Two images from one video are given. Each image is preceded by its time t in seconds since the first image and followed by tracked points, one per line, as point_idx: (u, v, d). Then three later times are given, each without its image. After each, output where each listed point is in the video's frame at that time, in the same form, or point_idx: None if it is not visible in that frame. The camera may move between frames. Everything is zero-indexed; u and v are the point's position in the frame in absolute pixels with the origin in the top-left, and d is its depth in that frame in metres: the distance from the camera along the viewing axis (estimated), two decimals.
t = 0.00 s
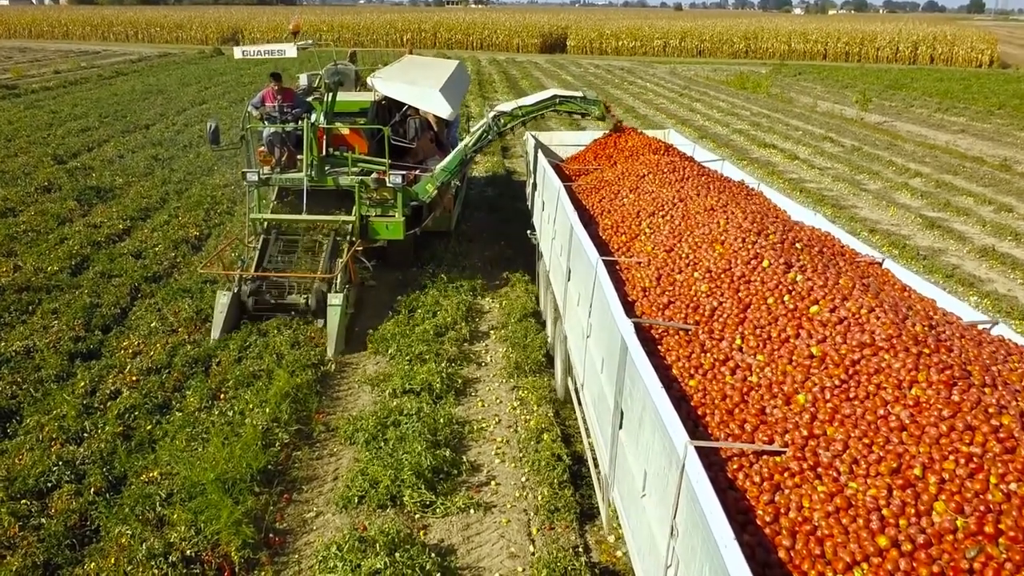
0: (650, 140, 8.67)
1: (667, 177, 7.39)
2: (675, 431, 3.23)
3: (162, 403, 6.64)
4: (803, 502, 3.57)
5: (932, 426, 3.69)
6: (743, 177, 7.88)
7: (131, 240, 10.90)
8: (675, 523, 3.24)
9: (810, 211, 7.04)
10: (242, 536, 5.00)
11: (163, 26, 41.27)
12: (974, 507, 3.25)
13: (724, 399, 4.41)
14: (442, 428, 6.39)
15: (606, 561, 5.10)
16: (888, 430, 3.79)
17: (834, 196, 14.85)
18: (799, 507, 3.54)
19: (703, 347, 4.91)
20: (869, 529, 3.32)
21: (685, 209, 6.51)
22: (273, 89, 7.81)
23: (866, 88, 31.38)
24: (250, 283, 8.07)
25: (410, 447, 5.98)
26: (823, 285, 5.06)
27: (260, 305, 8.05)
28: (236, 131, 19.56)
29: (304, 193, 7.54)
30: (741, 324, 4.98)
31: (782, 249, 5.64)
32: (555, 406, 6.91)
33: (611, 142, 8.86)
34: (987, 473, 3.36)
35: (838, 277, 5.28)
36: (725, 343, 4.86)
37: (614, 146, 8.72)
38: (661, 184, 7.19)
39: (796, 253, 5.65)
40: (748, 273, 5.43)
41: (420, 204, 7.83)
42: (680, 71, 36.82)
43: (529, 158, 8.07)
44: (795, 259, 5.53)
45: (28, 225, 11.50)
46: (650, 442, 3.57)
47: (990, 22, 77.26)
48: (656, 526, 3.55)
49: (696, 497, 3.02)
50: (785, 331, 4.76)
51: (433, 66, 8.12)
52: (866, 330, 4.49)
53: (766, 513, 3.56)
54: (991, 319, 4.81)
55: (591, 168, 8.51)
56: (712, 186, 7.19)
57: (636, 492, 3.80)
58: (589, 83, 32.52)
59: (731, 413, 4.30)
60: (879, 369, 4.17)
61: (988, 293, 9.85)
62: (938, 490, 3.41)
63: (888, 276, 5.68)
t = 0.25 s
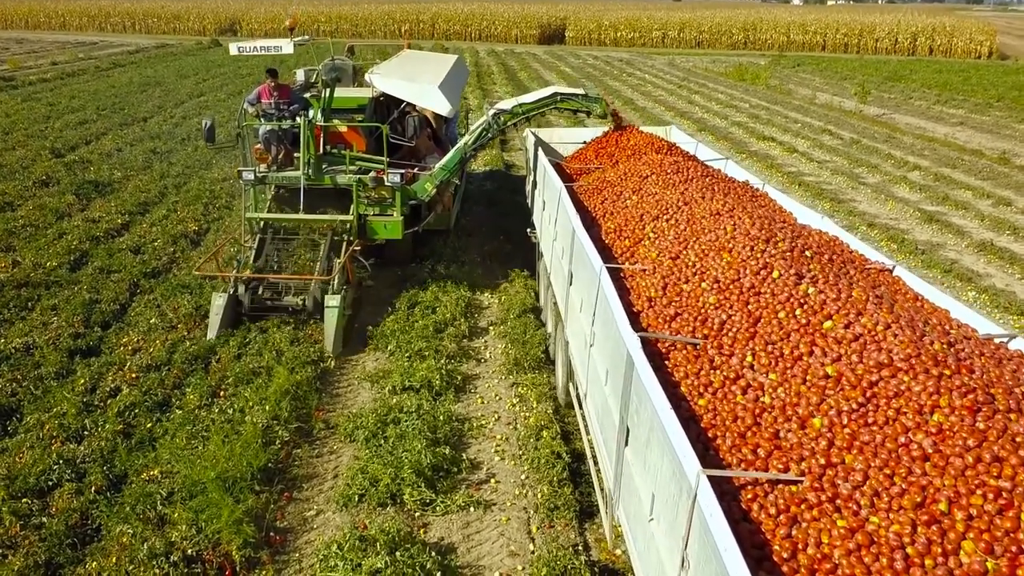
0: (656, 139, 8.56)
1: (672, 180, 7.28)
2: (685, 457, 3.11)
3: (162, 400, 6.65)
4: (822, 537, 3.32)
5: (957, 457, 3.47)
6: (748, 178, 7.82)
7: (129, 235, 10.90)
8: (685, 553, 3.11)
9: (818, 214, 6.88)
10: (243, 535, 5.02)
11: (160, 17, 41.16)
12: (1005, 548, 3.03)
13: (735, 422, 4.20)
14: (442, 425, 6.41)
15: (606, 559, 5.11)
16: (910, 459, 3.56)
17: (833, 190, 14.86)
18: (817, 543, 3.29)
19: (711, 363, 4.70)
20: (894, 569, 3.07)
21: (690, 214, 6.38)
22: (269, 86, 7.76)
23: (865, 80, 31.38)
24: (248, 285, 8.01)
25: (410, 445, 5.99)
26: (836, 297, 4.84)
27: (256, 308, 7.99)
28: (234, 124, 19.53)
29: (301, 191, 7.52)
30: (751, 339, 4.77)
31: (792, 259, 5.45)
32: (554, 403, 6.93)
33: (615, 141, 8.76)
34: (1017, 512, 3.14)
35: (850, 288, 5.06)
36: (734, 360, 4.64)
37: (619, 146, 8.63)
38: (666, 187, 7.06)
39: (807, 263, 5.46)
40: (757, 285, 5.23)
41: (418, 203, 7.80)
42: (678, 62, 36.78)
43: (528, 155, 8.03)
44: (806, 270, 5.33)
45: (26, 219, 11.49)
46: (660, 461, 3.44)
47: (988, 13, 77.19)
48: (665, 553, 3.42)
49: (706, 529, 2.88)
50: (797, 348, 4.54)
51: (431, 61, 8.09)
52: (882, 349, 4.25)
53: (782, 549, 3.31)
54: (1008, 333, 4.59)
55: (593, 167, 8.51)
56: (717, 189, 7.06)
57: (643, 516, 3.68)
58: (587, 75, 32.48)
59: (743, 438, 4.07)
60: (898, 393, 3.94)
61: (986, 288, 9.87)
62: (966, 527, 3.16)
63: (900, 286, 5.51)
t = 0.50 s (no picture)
0: (658, 141, 8.53)
1: (674, 185, 7.24)
2: (691, 483, 3.07)
3: (163, 400, 6.68)
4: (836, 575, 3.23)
5: (975, 489, 3.38)
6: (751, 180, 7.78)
7: (128, 233, 10.90)
8: None
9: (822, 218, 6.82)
10: (244, 535, 5.05)
11: (158, 11, 41.06)
12: None
13: (743, 446, 4.13)
14: (442, 425, 6.44)
15: (605, 559, 5.15)
16: (926, 490, 3.49)
17: (831, 185, 14.87)
18: None
19: (717, 382, 4.64)
20: None
21: (694, 222, 6.33)
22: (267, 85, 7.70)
23: (863, 74, 31.36)
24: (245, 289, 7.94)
25: (410, 446, 6.02)
26: (845, 313, 4.78)
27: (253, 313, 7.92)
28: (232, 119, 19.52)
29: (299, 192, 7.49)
30: (758, 357, 4.73)
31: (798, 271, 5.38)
32: (554, 402, 6.96)
33: (617, 144, 8.73)
34: None
35: (859, 300, 5.00)
36: (741, 379, 4.59)
37: (621, 149, 8.60)
38: (668, 193, 7.01)
39: (814, 276, 5.40)
40: (763, 299, 5.17)
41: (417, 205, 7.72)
42: (677, 56, 36.74)
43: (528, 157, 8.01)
44: (813, 283, 5.26)
45: (25, 217, 11.50)
46: (665, 487, 3.40)
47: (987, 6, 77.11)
48: None
49: (714, 560, 2.84)
50: (806, 368, 4.49)
51: (429, 60, 8.09)
52: (894, 370, 4.18)
53: None
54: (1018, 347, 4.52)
55: (594, 169, 8.50)
56: (720, 194, 7.01)
57: (648, 539, 3.64)
58: (586, 69, 32.44)
59: (752, 462, 4.01)
60: (911, 419, 3.87)
61: (984, 285, 9.89)
62: (986, 566, 3.06)
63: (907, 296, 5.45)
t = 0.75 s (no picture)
0: (661, 142, 8.47)
1: (677, 189, 7.18)
2: (695, 510, 3.02)
3: (164, 398, 6.72)
4: None
5: (989, 524, 3.24)
6: (754, 182, 7.74)
7: (127, 229, 10.93)
8: None
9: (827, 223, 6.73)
10: (245, 534, 5.09)
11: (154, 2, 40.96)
12: None
13: (748, 472, 4.03)
14: (441, 422, 6.48)
15: (602, 558, 5.21)
16: (939, 524, 3.35)
17: (829, 179, 14.90)
18: None
19: (722, 404, 4.54)
20: None
21: (697, 232, 6.23)
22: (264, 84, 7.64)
23: (862, 66, 31.36)
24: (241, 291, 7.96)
25: (410, 444, 6.06)
26: (853, 331, 4.66)
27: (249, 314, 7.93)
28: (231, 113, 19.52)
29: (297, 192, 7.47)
30: (764, 377, 4.61)
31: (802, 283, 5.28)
32: (552, 399, 7.00)
33: (619, 146, 8.68)
34: None
35: (867, 317, 4.88)
36: (747, 401, 4.48)
37: (623, 150, 8.54)
38: (670, 198, 6.94)
39: (819, 288, 5.29)
40: (768, 314, 5.07)
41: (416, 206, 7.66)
42: (676, 47, 36.71)
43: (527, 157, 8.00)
44: (818, 296, 5.16)
45: (25, 212, 11.52)
46: (668, 513, 3.34)
47: None
48: None
49: None
50: (813, 390, 4.36)
51: (425, 59, 8.07)
52: (904, 394, 4.05)
53: None
54: None
55: (595, 170, 8.51)
56: (721, 199, 6.94)
57: (652, 563, 3.60)
58: (584, 60, 32.41)
59: (758, 491, 3.90)
60: (923, 446, 3.74)
61: (981, 281, 9.93)
62: None
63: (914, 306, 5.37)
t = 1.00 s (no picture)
0: (662, 148, 8.42)
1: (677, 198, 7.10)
2: (694, 539, 2.92)
3: (164, 398, 6.78)
4: None
5: (1001, 566, 3.11)
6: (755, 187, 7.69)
7: (127, 226, 10.97)
8: None
9: (830, 232, 6.62)
10: (246, 536, 5.15)
11: None
12: None
13: (751, 501, 3.89)
14: (439, 422, 6.54)
15: (598, 558, 5.27)
16: (948, 564, 3.20)
17: (826, 175, 14.94)
18: None
19: (724, 426, 4.40)
20: None
21: (698, 244, 6.12)
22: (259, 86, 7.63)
23: (860, 59, 31.38)
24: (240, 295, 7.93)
25: (408, 445, 6.11)
26: (857, 350, 4.52)
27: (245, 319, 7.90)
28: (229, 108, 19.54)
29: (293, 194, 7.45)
30: (766, 398, 4.46)
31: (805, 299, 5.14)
32: (550, 399, 7.06)
33: (620, 151, 8.63)
34: None
35: (872, 334, 4.75)
36: (749, 424, 4.33)
37: (624, 155, 8.49)
38: (670, 206, 6.85)
39: (823, 304, 5.15)
40: (770, 332, 4.93)
41: (414, 207, 7.67)
42: (674, 40, 36.70)
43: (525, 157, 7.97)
44: (822, 313, 5.03)
45: (24, 210, 11.56)
46: (669, 544, 3.22)
47: None
48: None
49: None
50: (817, 414, 4.21)
51: (422, 60, 8.03)
52: (911, 419, 3.92)
53: None
54: None
55: (594, 174, 8.50)
56: (722, 206, 6.84)
57: None
58: (582, 53, 32.38)
59: (761, 521, 3.75)
60: (931, 479, 3.60)
61: (976, 278, 9.98)
62: None
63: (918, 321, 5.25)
